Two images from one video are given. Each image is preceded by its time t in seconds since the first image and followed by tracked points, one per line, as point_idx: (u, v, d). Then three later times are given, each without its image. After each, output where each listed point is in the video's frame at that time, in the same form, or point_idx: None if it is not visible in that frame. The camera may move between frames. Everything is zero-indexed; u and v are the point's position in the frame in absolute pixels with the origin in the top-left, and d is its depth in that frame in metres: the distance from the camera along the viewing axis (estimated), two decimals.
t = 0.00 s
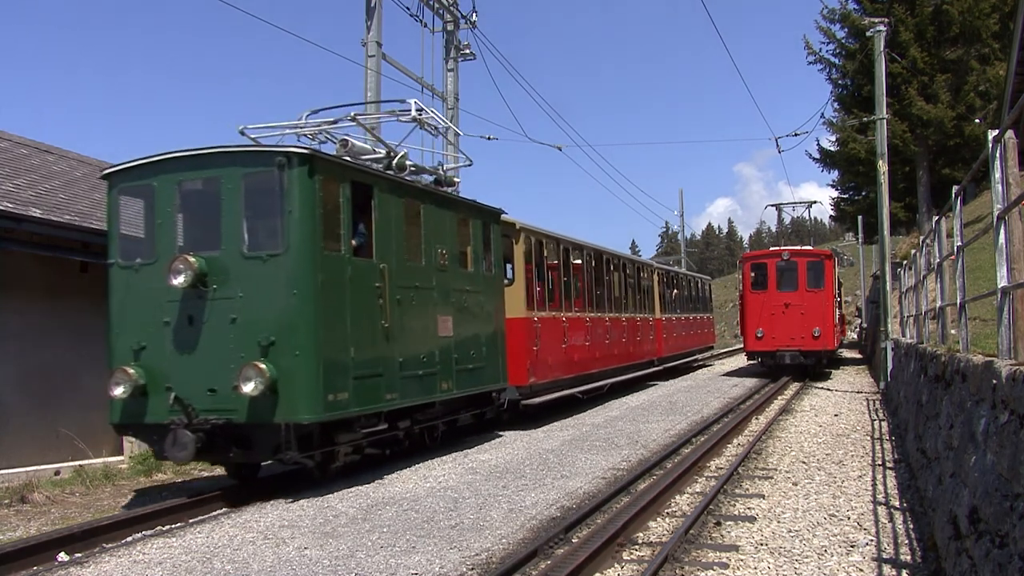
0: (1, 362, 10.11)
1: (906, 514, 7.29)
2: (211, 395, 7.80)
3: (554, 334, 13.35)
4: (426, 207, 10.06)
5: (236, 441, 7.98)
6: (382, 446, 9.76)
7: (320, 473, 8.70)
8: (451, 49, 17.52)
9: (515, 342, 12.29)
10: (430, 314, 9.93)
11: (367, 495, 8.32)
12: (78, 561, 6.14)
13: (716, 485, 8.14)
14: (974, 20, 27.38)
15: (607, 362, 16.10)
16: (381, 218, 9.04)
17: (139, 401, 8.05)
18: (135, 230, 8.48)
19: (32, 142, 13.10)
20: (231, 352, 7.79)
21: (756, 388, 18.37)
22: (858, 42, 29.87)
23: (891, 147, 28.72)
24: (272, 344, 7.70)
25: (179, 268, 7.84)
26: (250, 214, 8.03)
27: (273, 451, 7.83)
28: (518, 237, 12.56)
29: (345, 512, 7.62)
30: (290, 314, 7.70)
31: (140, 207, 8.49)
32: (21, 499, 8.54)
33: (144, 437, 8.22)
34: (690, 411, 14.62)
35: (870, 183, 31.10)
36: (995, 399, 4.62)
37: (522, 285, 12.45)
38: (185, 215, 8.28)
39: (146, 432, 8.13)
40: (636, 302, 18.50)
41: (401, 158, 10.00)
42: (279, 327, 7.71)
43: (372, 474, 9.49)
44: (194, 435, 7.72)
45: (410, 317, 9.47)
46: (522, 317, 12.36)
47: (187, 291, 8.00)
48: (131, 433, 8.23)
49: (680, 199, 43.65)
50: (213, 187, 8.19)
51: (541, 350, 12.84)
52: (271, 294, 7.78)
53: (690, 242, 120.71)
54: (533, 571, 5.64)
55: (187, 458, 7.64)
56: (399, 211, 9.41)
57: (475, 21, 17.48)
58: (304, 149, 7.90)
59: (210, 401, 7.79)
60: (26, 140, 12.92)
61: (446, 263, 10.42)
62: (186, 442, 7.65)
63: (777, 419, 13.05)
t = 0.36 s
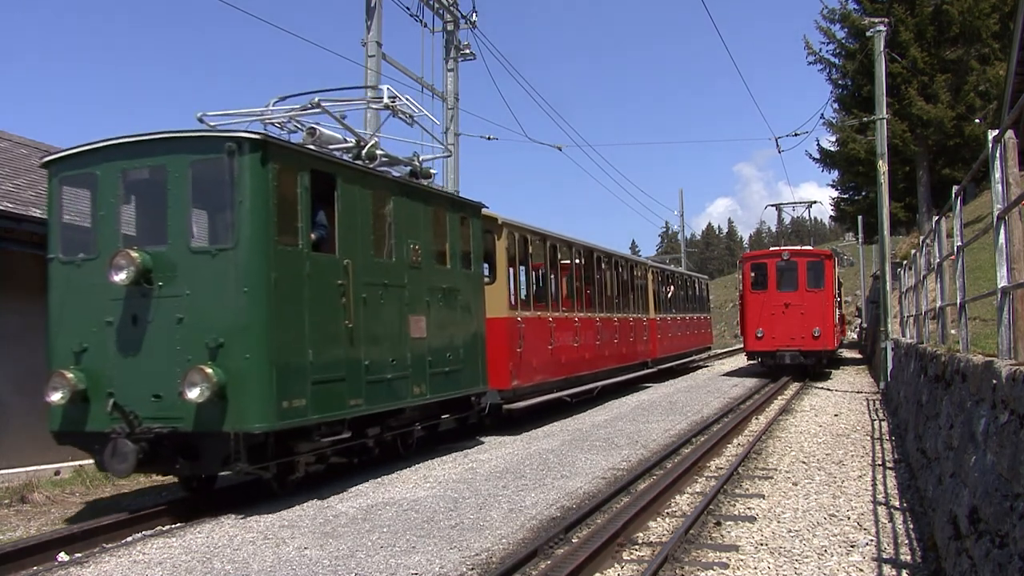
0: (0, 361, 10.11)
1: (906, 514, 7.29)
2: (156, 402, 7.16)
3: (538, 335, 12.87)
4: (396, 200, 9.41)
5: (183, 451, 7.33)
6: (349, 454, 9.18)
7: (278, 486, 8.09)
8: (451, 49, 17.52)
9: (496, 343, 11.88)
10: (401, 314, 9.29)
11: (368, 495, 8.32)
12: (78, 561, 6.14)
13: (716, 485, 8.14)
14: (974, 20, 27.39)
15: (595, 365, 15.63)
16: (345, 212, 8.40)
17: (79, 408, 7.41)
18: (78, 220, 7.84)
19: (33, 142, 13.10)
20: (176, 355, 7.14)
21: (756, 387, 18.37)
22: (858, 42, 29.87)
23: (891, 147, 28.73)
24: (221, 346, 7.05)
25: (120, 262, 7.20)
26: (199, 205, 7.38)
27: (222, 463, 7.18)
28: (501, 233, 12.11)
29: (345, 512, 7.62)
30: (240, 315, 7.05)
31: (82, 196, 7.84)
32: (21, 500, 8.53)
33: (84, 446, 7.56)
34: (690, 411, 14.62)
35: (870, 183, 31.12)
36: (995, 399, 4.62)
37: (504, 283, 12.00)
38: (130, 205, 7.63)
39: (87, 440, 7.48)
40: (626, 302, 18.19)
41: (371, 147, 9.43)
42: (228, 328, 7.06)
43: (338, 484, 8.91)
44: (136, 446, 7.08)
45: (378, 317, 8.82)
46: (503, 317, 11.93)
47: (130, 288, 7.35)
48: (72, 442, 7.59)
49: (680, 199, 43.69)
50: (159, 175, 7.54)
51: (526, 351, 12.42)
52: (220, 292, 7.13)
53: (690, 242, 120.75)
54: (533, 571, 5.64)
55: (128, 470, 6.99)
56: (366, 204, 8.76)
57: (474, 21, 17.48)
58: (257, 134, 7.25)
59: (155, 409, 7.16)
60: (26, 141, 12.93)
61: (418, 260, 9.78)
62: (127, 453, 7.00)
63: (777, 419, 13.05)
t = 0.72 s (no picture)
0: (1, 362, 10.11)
1: (906, 514, 7.29)
2: (90, 410, 6.59)
3: (524, 334, 12.31)
4: (363, 191, 8.77)
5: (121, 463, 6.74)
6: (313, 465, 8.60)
7: (228, 501, 7.62)
8: (451, 49, 17.52)
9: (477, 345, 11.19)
10: (369, 314, 8.65)
11: (368, 495, 8.31)
12: (77, 561, 6.12)
13: (716, 485, 8.14)
14: (974, 20, 27.39)
15: (584, 367, 15.15)
16: (304, 203, 7.76)
17: (10, 415, 6.85)
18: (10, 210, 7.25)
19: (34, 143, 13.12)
20: (113, 359, 6.57)
21: (756, 387, 18.37)
22: (858, 43, 29.86)
23: (891, 147, 28.73)
24: (161, 349, 6.47)
25: (51, 257, 6.60)
26: (139, 195, 6.80)
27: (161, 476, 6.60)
28: (481, 227, 11.43)
29: (345, 512, 7.62)
30: (181, 315, 6.45)
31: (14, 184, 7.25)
32: (21, 499, 8.52)
33: (15, 456, 6.98)
34: (690, 411, 14.62)
35: (870, 183, 31.13)
36: (995, 399, 4.62)
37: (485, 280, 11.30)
38: (64, 195, 7.04)
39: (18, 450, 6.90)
40: (617, 302, 17.88)
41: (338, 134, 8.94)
42: (168, 329, 6.47)
43: (299, 496, 8.38)
44: (66, 459, 6.47)
45: (343, 317, 8.18)
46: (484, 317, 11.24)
47: (63, 284, 6.77)
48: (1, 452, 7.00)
49: (680, 200, 43.73)
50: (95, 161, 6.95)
51: (508, 353, 11.72)
52: (160, 289, 6.54)
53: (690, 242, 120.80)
54: (533, 571, 5.64)
55: (57, 485, 6.38)
56: (328, 196, 8.13)
57: (474, 21, 17.49)
58: (200, 117, 6.64)
59: (89, 416, 6.58)
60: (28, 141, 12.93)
61: (388, 256, 9.14)
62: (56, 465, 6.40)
63: (777, 419, 13.06)
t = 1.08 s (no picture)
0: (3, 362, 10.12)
1: (906, 514, 7.29)
2: (12, 418, 6.02)
3: (506, 337, 12.04)
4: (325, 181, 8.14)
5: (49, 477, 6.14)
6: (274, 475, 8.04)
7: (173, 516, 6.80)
8: (451, 49, 17.52)
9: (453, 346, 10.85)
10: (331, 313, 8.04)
11: (368, 495, 8.31)
12: (77, 561, 6.12)
13: (716, 485, 8.15)
14: (974, 20, 27.39)
15: (571, 370, 14.91)
16: (257, 192, 7.16)
17: None
18: None
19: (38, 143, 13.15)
20: (36, 363, 5.99)
21: (756, 388, 18.38)
22: (858, 43, 29.85)
23: (891, 147, 28.73)
24: (88, 352, 5.90)
25: None
26: (66, 183, 6.21)
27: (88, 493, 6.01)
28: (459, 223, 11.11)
29: (345, 512, 7.61)
30: (109, 316, 5.88)
31: None
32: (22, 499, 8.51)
33: None
34: (690, 411, 14.62)
35: (870, 183, 31.15)
36: (995, 399, 4.62)
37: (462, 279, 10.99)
38: None
39: None
40: (609, 301, 17.81)
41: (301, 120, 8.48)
42: (97, 330, 5.90)
43: (258, 509, 7.82)
44: None
45: (299, 317, 7.55)
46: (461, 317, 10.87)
47: None
48: None
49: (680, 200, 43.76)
50: (20, 146, 6.35)
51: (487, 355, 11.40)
52: (89, 286, 5.97)
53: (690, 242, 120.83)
54: (533, 571, 5.63)
55: None
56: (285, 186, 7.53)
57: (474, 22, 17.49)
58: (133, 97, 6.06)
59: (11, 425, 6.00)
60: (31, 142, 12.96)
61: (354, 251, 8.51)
62: None
63: (777, 419, 13.06)
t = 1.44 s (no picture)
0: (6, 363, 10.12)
1: (906, 514, 7.29)
2: None
3: (484, 339, 11.89)
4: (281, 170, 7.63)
5: None
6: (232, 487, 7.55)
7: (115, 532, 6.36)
8: (451, 49, 17.53)
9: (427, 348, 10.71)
10: (287, 313, 7.53)
11: (368, 495, 8.31)
12: (77, 561, 6.13)
13: (716, 485, 8.15)
14: (974, 20, 27.40)
15: (557, 372, 14.78)
16: (200, 181, 6.66)
17: None
18: None
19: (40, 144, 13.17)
20: None
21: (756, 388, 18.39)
22: (858, 42, 29.84)
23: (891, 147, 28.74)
24: None
25: None
26: None
27: None
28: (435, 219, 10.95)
29: (345, 512, 7.61)
30: (21, 314, 5.37)
31: None
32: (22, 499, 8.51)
33: None
34: (689, 411, 14.62)
35: (870, 183, 31.17)
36: (995, 399, 4.62)
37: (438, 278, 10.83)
38: None
39: None
40: (601, 302, 17.77)
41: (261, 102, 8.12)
42: (10, 330, 5.40)
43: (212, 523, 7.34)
44: None
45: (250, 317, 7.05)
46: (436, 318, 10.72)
47: None
48: None
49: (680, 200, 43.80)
50: None
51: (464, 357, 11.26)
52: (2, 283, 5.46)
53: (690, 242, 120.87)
54: (533, 571, 5.64)
55: None
56: (234, 175, 7.02)
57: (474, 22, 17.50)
58: (47, 71, 5.49)
59: None
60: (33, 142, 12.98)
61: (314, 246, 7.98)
62: None
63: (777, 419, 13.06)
